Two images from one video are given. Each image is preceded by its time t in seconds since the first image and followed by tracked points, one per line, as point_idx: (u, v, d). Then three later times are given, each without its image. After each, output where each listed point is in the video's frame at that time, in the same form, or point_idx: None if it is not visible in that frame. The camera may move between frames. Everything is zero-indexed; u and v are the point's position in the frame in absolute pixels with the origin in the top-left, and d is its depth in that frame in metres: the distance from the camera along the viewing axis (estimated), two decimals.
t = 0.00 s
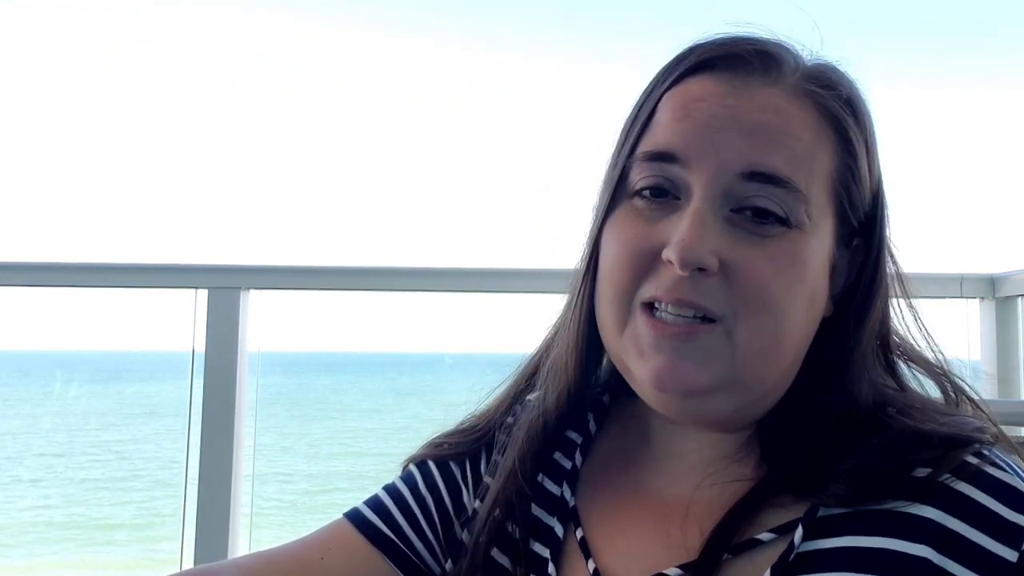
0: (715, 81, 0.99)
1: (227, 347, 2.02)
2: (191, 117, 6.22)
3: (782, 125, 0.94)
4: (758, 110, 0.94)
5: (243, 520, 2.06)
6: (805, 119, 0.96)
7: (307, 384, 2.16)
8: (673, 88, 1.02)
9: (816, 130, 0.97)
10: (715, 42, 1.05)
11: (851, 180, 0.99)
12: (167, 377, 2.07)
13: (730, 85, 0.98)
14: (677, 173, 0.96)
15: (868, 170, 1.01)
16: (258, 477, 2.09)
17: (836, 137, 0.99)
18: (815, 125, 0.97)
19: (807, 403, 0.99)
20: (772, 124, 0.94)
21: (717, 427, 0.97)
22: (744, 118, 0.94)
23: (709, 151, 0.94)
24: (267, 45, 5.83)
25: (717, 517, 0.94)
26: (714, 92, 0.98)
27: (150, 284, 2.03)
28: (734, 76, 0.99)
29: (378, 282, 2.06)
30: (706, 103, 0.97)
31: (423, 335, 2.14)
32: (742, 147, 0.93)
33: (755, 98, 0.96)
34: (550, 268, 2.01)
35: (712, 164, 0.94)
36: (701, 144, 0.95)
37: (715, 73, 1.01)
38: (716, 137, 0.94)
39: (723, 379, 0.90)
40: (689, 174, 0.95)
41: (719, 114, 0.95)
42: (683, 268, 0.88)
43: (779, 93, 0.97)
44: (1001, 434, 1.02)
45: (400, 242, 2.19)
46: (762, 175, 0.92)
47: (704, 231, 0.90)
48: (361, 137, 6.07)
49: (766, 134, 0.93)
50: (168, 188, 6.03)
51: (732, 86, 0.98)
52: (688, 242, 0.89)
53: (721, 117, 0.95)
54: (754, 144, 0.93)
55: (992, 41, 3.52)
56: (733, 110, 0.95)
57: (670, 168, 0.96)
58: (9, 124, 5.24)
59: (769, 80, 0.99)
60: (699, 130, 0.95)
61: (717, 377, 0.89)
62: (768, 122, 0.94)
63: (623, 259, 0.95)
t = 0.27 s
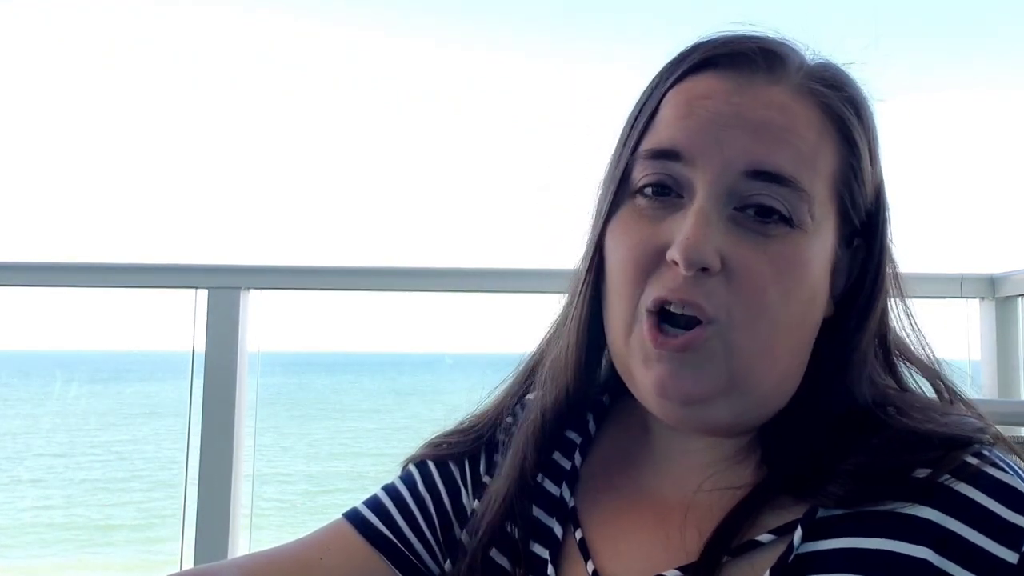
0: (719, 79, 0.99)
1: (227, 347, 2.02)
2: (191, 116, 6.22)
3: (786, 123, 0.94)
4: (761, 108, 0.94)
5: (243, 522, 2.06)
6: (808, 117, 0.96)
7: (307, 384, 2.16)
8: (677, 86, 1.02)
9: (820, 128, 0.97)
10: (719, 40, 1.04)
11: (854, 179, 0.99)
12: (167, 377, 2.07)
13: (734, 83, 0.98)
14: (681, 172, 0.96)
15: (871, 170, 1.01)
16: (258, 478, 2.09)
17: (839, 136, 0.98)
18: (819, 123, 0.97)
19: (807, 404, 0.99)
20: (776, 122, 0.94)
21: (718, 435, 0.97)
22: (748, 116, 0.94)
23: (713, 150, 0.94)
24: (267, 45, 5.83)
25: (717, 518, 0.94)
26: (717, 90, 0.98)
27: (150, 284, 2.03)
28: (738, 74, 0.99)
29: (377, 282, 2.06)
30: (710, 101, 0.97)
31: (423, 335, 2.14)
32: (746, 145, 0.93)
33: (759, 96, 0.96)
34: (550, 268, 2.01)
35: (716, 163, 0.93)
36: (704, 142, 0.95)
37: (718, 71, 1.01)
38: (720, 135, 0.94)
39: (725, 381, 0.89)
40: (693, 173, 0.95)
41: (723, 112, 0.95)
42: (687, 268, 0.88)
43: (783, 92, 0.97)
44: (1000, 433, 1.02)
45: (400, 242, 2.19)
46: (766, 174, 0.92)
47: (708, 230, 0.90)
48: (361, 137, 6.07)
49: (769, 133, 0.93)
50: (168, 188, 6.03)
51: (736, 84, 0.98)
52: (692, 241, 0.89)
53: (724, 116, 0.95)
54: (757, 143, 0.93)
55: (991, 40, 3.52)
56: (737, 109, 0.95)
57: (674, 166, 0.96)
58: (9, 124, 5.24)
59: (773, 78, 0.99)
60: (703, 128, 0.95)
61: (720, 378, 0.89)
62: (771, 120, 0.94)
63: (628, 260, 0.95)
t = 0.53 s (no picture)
0: (713, 78, 0.99)
1: (227, 347, 2.02)
2: (191, 116, 6.22)
3: (781, 121, 0.94)
4: (757, 106, 0.95)
5: (243, 522, 2.06)
6: (803, 114, 0.96)
7: (307, 384, 2.15)
8: (671, 85, 1.02)
9: (815, 125, 0.97)
10: (713, 39, 1.04)
11: (850, 175, 0.99)
12: (167, 377, 2.07)
13: (729, 81, 0.98)
14: (678, 171, 0.96)
15: (866, 167, 1.02)
16: (258, 479, 2.10)
17: (834, 133, 0.99)
18: (814, 120, 0.97)
19: (804, 399, 0.99)
20: (771, 119, 0.94)
21: (715, 429, 0.97)
22: (743, 114, 0.94)
23: (709, 148, 0.94)
24: (267, 45, 5.84)
25: (717, 518, 0.94)
26: (712, 89, 0.98)
27: (150, 284, 2.03)
28: (732, 73, 0.99)
29: (377, 282, 2.06)
30: (705, 100, 0.97)
31: (423, 335, 2.14)
32: (742, 143, 0.93)
33: (754, 94, 0.96)
34: (549, 268, 2.01)
35: (712, 161, 0.94)
36: (700, 141, 0.95)
37: (713, 70, 1.01)
38: (716, 133, 0.94)
39: (724, 378, 0.89)
40: (690, 171, 0.95)
41: (718, 110, 0.95)
42: (685, 265, 0.88)
43: (777, 90, 0.97)
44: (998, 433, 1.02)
45: (400, 242, 2.19)
46: (762, 171, 0.92)
47: (705, 228, 0.90)
48: (361, 138, 6.06)
49: (765, 130, 0.93)
50: (168, 188, 6.03)
51: (731, 82, 0.98)
52: (690, 239, 0.89)
53: (720, 114, 0.95)
54: (753, 140, 0.93)
55: (991, 40, 3.52)
56: (733, 107, 0.95)
57: (671, 165, 0.96)
58: (9, 124, 5.24)
59: (767, 77, 0.99)
60: (698, 126, 0.95)
61: (718, 375, 0.89)
62: (767, 117, 0.94)
63: (624, 258, 0.95)
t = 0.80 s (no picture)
0: (712, 78, 0.99)
1: (227, 347, 2.01)
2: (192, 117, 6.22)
3: (781, 120, 0.94)
4: (756, 105, 0.94)
5: (244, 520, 2.05)
6: (803, 113, 0.96)
7: (307, 384, 2.16)
8: (669, 86, 1.02)
9: (815, 124, 0.96)
10: (711, 41, 1.04)
11: (850, 174, 0.99)
12: (166, 377, 2.07)
13: (727, 81, 0.98)
14: (678, 171, 0.95)
15: (867, 165, 1.01)
16: (258, 480, 2.10)
17: (834, 132, 0.98)
18: (814, 119, 0.97)
19: (802, 401, 0.98)
20: (772, 118, 0.94)
21: (713, 435, 0.96)
22: (743, 113, 0.94)
23: (709, 147, 0.94)
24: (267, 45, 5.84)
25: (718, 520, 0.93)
26: (711, 89, 0.98)
27: (150, 284, 2.03)
28: (731, 74, 0.99)
29: (377, 281, 2.06)
30: (704, 100, 0.97)
31: (423, 335, 2.14)
32: (743, 142, 0.93)
33: (753, 93, 0.96)
34: (549, 267, 2.01)
35: (712, 160, 0.93)
36: (700, 141, 0.94)
37: (712, 70, 1.00)
38: (716, 132, 0.94)
39: (728, 379, 0.89)
40: (690, 171, 0.94)
41: (717, 110, 0.95)
42: (687, 264, 0.88)
43: (777, 89, 0.97)
44: (1002, 434, 1.02)
45: (399, 242, 2.19)
46: (763, 169, 0.92)
47: (707, 227, 0.90)
48: (361, 139, 6.06)
49: (766, 129, 0.93)
50: (168, 188, 6.01)
51: (729, 82, 0.98)
52: (692, 238, 0.89)
53: (719, 113, 0.94)
54: (754, 139, 0.93)
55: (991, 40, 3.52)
56: (732, 106, 0.95)
57: (671, 164, 0.96)
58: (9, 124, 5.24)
59: (766, 76, 0.99)
60: (698, 126, 0.95)
61: (723, 375, 0.88)
62: (767, 116, 0.94)
63: (623, 259, 0.94)
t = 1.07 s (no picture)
0: (703, 72, 1.00)
1: (227, 347, 2.02)
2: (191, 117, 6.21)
3: (774, 108, 0.95)
4: (748, 95, 0.95)
5: (243, 523, 2.05)
6: (794, 101, 0.97)
7: (307, 384, 2.17)
8: (661, 83, 1.02)
9: (807, 112, 0.97)
10: (700, 39, 1.05)
11: (845, 163, 0.99)
12: (167, 377, 2.07)
13: (718, 74, 0.98)
14: (675, 165, 0.96)
15: (860, 155, 1.02)
16: (258, 479, 2.09)
17: (827, 121, 0.99)
18: (805, 108, 0.97)
19: (804, 397, 0.98)
20: (765, 107, 0.94)
21: (718, 429, 0.96)
22: (736, 104, 0.94)
23: (705, 139, 0.94)
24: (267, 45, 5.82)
25: (721, 515, 0.93)
26: (702, 82, 0.98)
27: (150, 284, 2.03)
28: (721, 67, 1.00)
29: (377, 282, 2.06)
30: (697, 93, 0.97)
31: (423, 335, 2.14)
32: (737, 131, 0.93)
33: (745, 84, 0.97)
34: (550, 268, 2.01)
35: (708, 151, 0.94)
36: (695, 133, 0.95)
37: (703, 66, 1.01)
38: (710, 124, 0.94)
39: (737, 368, 0.88)
40: (687, 164, 0.95)
41: (710, 102, 0.95)
42: (691, 253, 0.88)
43: (767, 79, 0.97)
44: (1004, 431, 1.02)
45: (399, 242, 2.19)
46: (758, 157, 0.92)
47: (707, 217, 0.90)
48: (360, 139, 6.07)
49: (759, 118, 0.94)
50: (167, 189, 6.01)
51: (720, 75, 0.98)
52: (694, 228, 0.89)
53: (712, 105, 0.95)
54: (748, 128, 0.93)
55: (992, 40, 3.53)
56: (725, 97, 0.95)
57: (668, 160, 0.96)
58: (9, 124, 5.24)
59: (756, 68, 0.99)
60: (692, 118, 0.95)
61: (731, 365, 0.88)
62: (759, 105, 0.94)
63: (625, 255, 0.95)
